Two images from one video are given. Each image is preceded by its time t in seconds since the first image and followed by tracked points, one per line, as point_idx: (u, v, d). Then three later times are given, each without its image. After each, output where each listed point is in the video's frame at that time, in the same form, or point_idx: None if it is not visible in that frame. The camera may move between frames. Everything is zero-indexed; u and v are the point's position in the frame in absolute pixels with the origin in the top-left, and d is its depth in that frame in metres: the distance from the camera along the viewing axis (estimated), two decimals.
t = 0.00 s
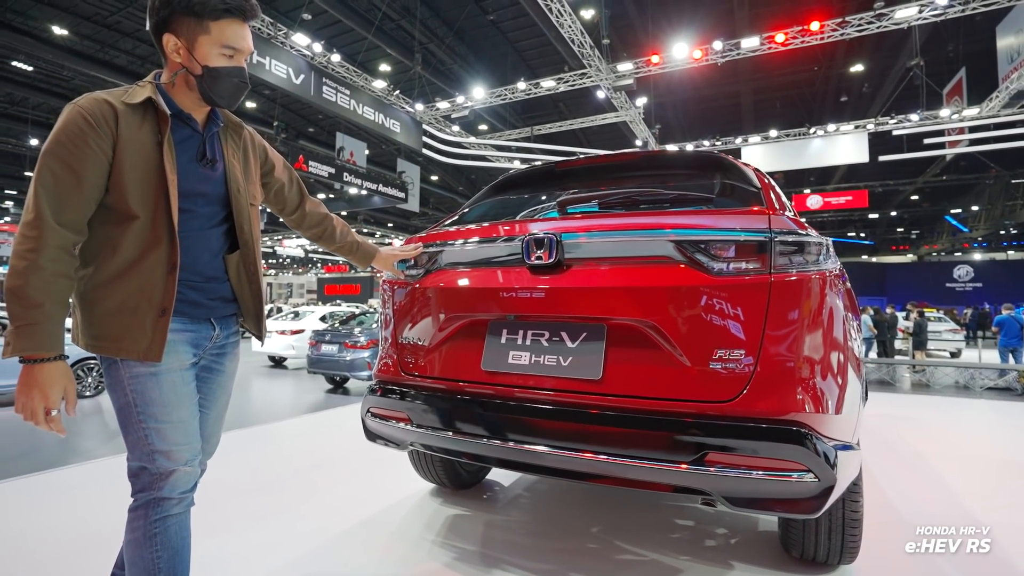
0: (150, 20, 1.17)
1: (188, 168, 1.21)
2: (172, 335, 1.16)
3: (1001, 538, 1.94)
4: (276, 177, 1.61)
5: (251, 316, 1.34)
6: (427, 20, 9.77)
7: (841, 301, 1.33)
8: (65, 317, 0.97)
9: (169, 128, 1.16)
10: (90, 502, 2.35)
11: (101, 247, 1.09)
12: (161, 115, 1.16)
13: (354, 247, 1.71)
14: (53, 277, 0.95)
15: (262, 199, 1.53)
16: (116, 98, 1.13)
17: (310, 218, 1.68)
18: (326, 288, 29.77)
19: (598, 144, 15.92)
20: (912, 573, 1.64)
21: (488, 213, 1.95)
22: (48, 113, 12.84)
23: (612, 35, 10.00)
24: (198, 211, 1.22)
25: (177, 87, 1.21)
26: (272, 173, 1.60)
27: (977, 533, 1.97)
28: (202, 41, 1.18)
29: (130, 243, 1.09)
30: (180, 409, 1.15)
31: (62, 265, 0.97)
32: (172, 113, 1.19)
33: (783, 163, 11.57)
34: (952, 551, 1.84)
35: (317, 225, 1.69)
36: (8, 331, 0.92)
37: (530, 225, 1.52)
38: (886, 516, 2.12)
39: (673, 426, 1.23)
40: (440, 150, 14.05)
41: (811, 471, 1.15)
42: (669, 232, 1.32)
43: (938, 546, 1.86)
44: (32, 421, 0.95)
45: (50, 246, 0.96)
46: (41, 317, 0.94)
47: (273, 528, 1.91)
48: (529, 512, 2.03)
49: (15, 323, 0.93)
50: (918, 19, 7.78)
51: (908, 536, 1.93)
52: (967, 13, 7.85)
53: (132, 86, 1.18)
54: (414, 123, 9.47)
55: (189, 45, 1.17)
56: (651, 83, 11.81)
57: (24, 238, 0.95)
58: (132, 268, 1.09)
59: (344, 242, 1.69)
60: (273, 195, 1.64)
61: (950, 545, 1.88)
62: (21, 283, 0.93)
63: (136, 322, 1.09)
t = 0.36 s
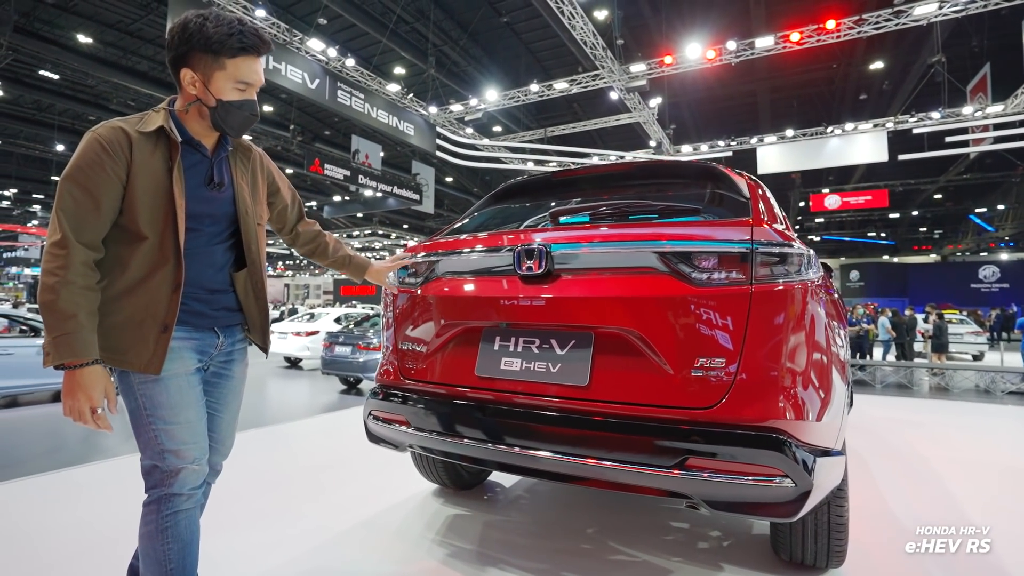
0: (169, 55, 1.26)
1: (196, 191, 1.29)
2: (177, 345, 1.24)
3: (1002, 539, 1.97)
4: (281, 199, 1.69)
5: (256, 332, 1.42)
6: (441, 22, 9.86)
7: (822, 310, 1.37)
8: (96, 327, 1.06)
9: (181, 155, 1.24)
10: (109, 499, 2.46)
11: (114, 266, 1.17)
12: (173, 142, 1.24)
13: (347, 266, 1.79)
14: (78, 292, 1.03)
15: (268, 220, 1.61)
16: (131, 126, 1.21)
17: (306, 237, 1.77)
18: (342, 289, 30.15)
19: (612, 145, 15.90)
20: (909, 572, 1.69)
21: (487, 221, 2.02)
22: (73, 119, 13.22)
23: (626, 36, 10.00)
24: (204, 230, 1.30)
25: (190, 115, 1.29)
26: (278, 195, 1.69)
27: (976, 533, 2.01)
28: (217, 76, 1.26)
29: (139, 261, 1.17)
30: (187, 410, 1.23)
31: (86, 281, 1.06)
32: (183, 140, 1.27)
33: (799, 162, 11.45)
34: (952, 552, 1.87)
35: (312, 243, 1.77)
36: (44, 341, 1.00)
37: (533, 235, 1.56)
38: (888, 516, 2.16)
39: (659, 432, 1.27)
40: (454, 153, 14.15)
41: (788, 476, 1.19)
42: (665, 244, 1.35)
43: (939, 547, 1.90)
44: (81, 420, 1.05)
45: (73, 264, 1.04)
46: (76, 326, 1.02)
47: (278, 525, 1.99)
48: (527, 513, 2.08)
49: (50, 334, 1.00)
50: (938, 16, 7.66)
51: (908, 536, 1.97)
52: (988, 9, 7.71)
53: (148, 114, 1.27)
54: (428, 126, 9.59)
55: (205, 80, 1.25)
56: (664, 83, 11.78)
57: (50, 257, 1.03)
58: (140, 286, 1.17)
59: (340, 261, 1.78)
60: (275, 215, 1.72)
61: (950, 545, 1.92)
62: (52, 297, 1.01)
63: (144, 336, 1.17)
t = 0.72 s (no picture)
0: (185, 77, 1.36)
1: (217, 205, 1.36)
2: (196, 351, 1.32)
3: (1002, 539, 2.00)
4: (299, 205, 1.76)
5: (269, 333, 1.49)
6: (458, 23, 9.94)
7: (809, 316, 1.41)
8: (106, 338, 1.15)
9: (202, 171, 1.32)
10: (131, 492, 2.59)
11: (137, 277, 1.26)
12: (194, 159, 1.32)
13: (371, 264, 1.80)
14: (96, 306, 1.13)
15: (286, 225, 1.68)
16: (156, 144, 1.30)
17: (328, 239, 1.79)
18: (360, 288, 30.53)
19: (628, 145, 15.85)
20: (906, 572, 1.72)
21: (490, 228, 2.09)
22: (100, 122, 13.62)
23: (642, 35, 9.97)
24: (224, 243, 1.37)
25: (211, 132, 1.38)
26: (295, 202, 1.75)
27: (977, 533, 2.04)
28: (230, 89, 1.34)
29: (162, 274, 1.26)
30: (202, 412, 1.31)
31: (105, 293, 1.15)
32: (204, 155, 1.35)
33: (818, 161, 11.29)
34: (952, 551, 1.91)
35: (336, 244, 1.80)
36: (60, 348, 1.10)
37: (540, 241, 1.60)
38: (890, 516, 2.19)
39: (647, 434, 1.31)
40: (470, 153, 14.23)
41: (770, 479, 1.23)
42: (664, 251, 1.39)
43: (938, 546, 1.93)
44: (77, 425, 1.14)
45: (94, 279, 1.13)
46: (88, 337, 1.12)
47: (288, 519, 2.08)
48: (528, 511, 2.14)
49: (66, 341, 1.10)
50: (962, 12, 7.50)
51: (909, 536, 2.00)
52: (1015, 3, 7.51)
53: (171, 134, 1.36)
54: (444, 127, 9.69)
55: (219, 93, 1.34)
56: (680, 82, 11.71)
57: (78, 269, 1.13)
58: (158, 297, 1.26)
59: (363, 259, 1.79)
60: (295, 221, 1.78)
61: (950, 544, 1.95)
62: (73, 309, 1.11)
63: (163, 345, 1.26)
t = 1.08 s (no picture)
0: (203, 86, 1.43)
1: (240, 207, 1.45)
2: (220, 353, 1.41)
3: (1003, 540, 2.02)
4: (314, 208, 1.83)
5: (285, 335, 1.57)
6: (472, 25, 10.01)
7: (799, 320, 1.44)
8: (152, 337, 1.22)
9: (225, 175, 1.40)
10: (152, 487, 2.70)
11: (170, 279, 1.34)
12: (217, 163, 1.41)
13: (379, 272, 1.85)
14: (140, 306, 1.20)
15: (300, 228, 1.75)
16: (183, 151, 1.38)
17: (338, 243, 1.86)
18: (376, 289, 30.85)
19: (642, 145, 15.80)
20: (902, 571, 1.76)
21: (493, 233, 2.15)
22: (124, 128, 14.00)
23: (657, 34, 9.94)
24: (247, 245, 1.46)
25: (231, 137, 1.46)
26: (310, 205, 1.82)
27: (978, 534, 2.06)
28: (247, 94, 1.42)
29: (193, 275, 1.34)
30: (216, 418, 1.39)
31: (146, 293, 1.23)
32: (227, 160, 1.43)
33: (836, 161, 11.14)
34: (952, 551, 1.93)
35: (344, 250, 1.87)
36: (110, 350, 1.17)
37: (547, 247, 1.65)
38: (892, 517, 2.22)
39: (637, 435, 1.36)
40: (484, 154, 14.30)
41: (757, 478, 1.27)
42: (665, 258, 1.43)
43: (938, 546, 1.95)
44: (138, 421, 1.22)
45: (133, 280, 1.21)
46: (137, 337, 1.19)
47: (299, 515, 2.16)
48: (531, 509, 2.19)
49: (114, 342, 1.17)
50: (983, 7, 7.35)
51: (909, 536, 2.03)
52: None
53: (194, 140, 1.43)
54: (457, 129, 9.78)
55: (237, 99, 1.42)
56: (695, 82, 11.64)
57: (116, 272, 1.20)
58: (191, 297, 1.34)
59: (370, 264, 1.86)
60: (308, 223, 1.85)
61: (950, 544, 1.97)
62: (117, 310, 1.17)
63: (199, 343, 1.34)
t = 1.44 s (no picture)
0: (222, 86, 1.48)
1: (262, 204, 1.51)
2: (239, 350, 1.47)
3: (1003, 541, 2.04)
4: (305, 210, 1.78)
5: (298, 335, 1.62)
6: (482, 28, 10.07)
7: (791, 324, 1.46)
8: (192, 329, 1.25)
9: (245, 172, 1.47)
10: (165, 484, 2.78)
11: (196, 276, 1.38)
12: (238, 160, 1.47)
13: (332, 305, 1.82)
14: (177, 299, 1.23)
15: (313, 229, 1.79)
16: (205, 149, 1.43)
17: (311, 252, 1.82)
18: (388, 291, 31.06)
19: (653, 146, 15.77)
20: (901, 570, 1.78)
21: (495, 236, 2.20)
22: (141, 132, 14.28)
23: (667, 36, 9.92)
24: (268, 242, 1.52)
25: (250, 135, 1.51)
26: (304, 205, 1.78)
27: (978, 534, 2.08)
28: (266, 94, 1.47)
29: (218, 272, 1.40)
30: (234, 419, 1.43)
31: (180, 286, 1.26)
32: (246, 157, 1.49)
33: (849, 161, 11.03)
34: (952, 551, 1.95)
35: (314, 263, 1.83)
36: (154, 345, 1.19)
37: (549, 252, 1.68)
38: (893, 517, 2.24)
39: (630, 435, 1.39)
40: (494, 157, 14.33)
41: (747, 479, 1.30)
42: (662, 262, 1.46)
43: (938, 546, 1.97)
44: (192, 413, 1.23)
45: (167, 274, 1.24)
46: (178, 330, 1.22)
47: (305, 512, 2.21)
48: (531, 509, 2.23)
49: (156, 337, 1.19)
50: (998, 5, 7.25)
51: (909, 536, 2.05)
52: None
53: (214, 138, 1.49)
54: (467, 132, 9.84)
55: (256, 100, 1.47)
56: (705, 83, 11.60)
57: (148, 268, 1.23)
58: (219, 292, 1.39)
59: (320, 295, 1.80)
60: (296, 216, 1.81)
61: (950, 545, 1.99)
62: (156, 304, 1.21)
63: (229, 338, 1.40)
